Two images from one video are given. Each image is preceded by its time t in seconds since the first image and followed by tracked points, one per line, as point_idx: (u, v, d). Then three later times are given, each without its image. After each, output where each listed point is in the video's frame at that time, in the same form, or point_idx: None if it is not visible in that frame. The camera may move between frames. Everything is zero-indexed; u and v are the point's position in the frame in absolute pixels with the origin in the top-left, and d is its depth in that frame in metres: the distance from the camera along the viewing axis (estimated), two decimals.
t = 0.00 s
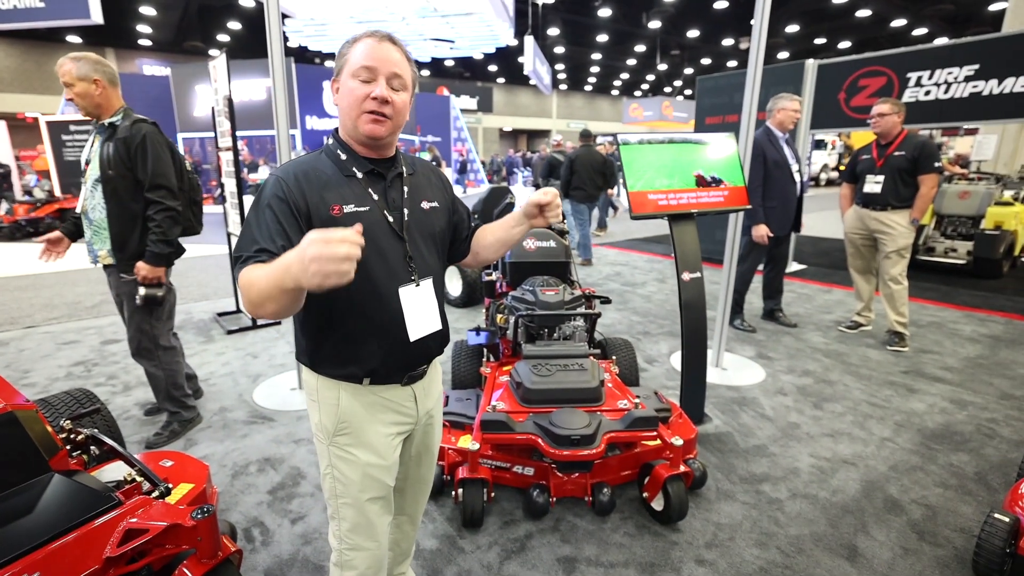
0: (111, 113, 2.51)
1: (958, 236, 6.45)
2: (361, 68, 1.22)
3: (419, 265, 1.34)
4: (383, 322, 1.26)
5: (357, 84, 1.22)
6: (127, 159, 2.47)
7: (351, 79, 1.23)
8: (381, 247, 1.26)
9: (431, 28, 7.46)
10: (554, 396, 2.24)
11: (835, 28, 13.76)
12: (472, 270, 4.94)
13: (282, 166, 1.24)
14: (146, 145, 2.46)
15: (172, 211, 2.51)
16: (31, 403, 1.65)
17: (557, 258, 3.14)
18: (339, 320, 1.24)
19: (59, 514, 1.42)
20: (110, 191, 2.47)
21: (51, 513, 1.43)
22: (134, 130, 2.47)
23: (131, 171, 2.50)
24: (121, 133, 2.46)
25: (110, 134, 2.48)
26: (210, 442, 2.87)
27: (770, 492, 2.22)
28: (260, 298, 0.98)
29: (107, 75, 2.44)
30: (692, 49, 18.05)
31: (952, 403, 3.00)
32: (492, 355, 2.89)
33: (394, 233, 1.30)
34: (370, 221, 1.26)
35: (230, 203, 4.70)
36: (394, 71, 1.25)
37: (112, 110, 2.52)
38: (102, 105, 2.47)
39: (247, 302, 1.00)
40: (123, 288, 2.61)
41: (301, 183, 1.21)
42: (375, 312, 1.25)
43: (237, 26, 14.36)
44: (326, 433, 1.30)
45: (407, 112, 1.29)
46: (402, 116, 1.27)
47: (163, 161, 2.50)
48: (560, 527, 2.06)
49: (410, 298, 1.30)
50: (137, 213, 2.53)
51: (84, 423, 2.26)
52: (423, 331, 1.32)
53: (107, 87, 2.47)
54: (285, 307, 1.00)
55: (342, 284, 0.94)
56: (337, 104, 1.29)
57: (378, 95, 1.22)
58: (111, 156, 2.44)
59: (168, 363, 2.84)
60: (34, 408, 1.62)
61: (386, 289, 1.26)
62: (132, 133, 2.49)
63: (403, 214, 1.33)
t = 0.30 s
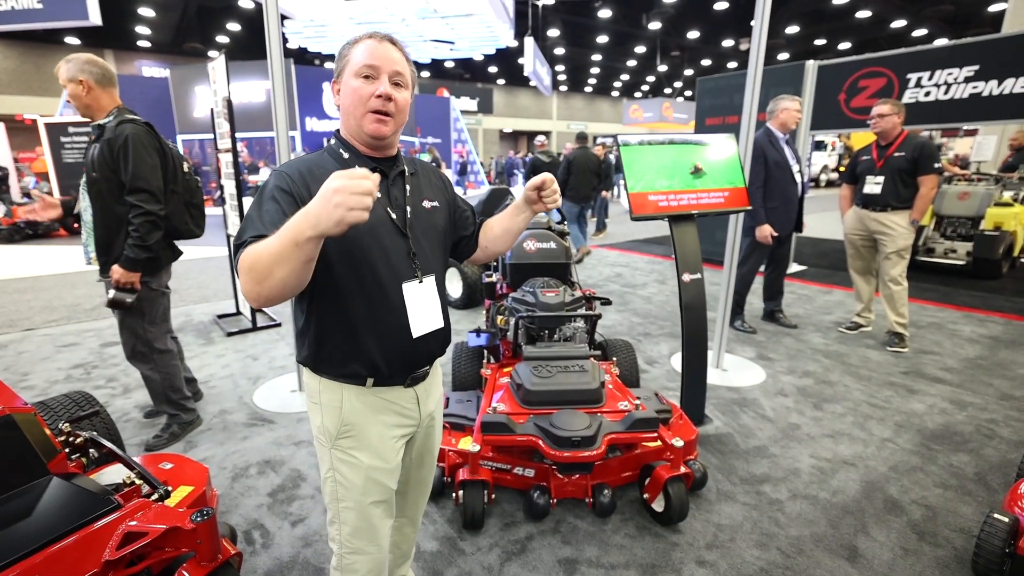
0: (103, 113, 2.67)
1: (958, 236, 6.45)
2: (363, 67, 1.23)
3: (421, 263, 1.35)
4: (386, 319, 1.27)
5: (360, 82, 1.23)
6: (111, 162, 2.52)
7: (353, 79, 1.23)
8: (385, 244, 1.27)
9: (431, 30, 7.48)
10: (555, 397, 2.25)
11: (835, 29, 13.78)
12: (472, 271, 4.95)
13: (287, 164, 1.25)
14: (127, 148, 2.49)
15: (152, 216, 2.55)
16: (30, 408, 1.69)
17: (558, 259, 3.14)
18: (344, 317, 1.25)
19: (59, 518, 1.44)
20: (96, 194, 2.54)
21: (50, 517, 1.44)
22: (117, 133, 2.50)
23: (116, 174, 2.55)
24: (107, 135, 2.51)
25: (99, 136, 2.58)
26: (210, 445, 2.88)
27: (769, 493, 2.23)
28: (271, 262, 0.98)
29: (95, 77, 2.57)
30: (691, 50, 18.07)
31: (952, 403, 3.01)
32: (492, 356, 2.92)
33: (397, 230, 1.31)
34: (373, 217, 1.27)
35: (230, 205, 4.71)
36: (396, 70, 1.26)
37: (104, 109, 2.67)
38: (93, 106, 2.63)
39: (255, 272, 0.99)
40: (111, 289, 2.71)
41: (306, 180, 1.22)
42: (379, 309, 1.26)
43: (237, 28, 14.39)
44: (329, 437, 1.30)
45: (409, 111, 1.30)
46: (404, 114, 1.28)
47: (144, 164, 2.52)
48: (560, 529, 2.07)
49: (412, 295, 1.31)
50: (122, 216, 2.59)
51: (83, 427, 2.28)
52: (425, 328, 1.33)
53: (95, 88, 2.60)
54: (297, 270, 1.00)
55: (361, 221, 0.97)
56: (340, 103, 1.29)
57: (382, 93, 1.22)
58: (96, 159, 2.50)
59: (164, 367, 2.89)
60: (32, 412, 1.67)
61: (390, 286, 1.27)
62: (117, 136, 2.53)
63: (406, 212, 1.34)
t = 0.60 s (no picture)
0: (98, 115, 2.67)
1: (952, 237, 6.50)
2: (369, 76, 1.21)
3: (420, 266, 1.35)
4: (387, 321, 1.27)
5: (365, 91, 1.22)
6: (96, 166, 2.54)
7: (359, 87, 1.22)
8: (385, 247, 1.26)
9: (428, 31, 7.48)
10: (553, 399, 2.25)
11: (830, 31, 13.87)
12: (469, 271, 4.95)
13: (287, 165, 1.25)
14: (110, 152, 2.48)
15: (132, 222, 2.52)
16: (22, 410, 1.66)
17: (556, 260, 3.14)
18: (347, 319, 1.24)
19: (52, 524, 1.43)
20: (82, 198, 2.58)
21: (44, 523, 1.43)
22: (101, 137, 2.51)
23: (101, 179, 2.55)
24: (93, 138, 2.53)
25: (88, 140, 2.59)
26: (206, 448, 2.87)
27: (768, 494, 2.23)
28: (294, 254, 0.97)
29: (89, 78, 2.58)
30: (688, 52, 18.13)
31: (948, 403, 3.01)
32: (490, 358, 2.86)
33: (397, 233, 1.30)
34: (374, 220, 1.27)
35: (227, 207, 4.69)
36: (402, 80, 1.25)
37: (100, 112, 2.68)
38: (89, 106, 2.64)
39: (276, 266, 0.98)
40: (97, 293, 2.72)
41: (309, 180, 1.22)
42: (380, 312, 1.26)
43: (234, 29, 14.37)
44: (327, 439, 1.30)
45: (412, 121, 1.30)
46: (407, 124, 1.29)
47: (124, 170, 2.49)
48: (558, 532, 2.07)
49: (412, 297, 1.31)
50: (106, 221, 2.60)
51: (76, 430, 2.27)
52: (425, 330, 1.33)
53: (90, 90, 2.61)
54: (320, 262, 1.00)
55: (390, 208, 1.01)
56: (343, 109, 1.28)
57: (387, 104, 1.22)
58: (82, 162, 2.53)
59: (158, 370, 2.87)
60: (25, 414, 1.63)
61: (390, 288, 1.27)
62: (102, 140, 2.53)
63: (405, 215, 1.34)
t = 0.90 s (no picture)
0: (97, 113, 2.68)
1: (951, 236, 6.50)
2: (343, 71, 1.23)
3: (419, 265, 1.36)
4: (388, 320, 1.27)
5: (343, 87, 1.23)
6: (92, 167, 2.54)
7: (336, 85, 1.23)
8: (387, 246, 1.26)
9: (427, 31, 7.48)
10: (551, 399, 2.25)
11: (828, 30, 13.88)
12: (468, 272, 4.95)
13: (287, 165, 1.24)
14: (107, 153, 2.48)
15: (130, 224, 2.52)
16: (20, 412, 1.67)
17: (554, 260, 3.15)
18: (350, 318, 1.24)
19: (52, 525, 1.44)
20: (79, 200, 2.58)
21: (42, 524, 1.44)
22: (97, 137, 2.51)
23: (98, 180, 2.55)
24: (91, 138, 2.53)
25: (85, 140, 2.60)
26: (205, 449, 2.87)
27: (766, 493, 2.23)
28: (313, 259, 0.97)
29: (89, 76, 2.59)
30: (687, 51, 18.15)
31: (947, 402, 3.01)
32: (489, 359, 2.85)
33: (397, 233, 1.30)
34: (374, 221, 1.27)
35: (225, 207, 4.69)
36: (376, 67, 1.26)
37: (98, 110, 2.68)
38: (88, 104, 2.65)
39: (293, 270, 0.98)
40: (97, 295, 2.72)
41: (311, 181, 1.21)
42: (382, 310, 1.26)
43: (233, 30, 14.37)
44: (327, 438, 1.30)
45: (396, 106, 1.30)
46: (391, 109, 1.28)
47: (121, 171, 2.50)
48: (557, 531, 2.07)
49: (412, 296, 1.31)
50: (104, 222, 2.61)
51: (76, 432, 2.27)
52: (426, 328, 1.34)
53: (90, 87, 2.62)
54: (338, 267, 1.00)
55: (411, 221, 1.02)
56: (328, 111, 1.29)
57: (366, 93, 1.23)
58: (80, 163, 2.53)
59: (157, 370, 2.87)
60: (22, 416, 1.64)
61: (392, 288, 1.27)
62: (99, 140, 2.53)
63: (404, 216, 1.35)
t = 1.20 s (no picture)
0: (98, 115, 2.68)
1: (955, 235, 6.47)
2: (331, 80, 1.25)
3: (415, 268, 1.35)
4: (383, 324, 1.26)
5: (331, 98, 1.25)
6: (93, 169, 2.53)
7: (325, 95, 1.26)
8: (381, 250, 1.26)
9: (428, 32, 7.47)
10: (552, 400, 2.24)
11: (830, 29, 13.86)
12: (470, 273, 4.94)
13: (275, 175, 1.25)
14: (110, 156, 2.48)
15: (135, 224, 2.53)
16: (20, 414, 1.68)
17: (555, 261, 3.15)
18: (344, 324, 1.24)
19: (55, 525, 1.44)
20: (80, 202, 2.57)
21: (44, 525, 1.44)
22: (98, 140, 2.51)
23: (99, 181, 2.55)
24: (92, 140, 2.52)
25: (85, 142, 2.59)
26: (206, 451, 2.87)
27: (770, 494, 2.21)
28: (323, 291, 1.01)
29: (93, 78, 2.60)
30: (688, 51, 18.11)
31: (952, 402, 2.99)
32: (490, 359, 2.85)
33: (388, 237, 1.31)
34: (366, 226, 1.28)
35: (227, 209, 4.69)
36: (366, 77, 1.26)
37: (100, 112, 2.69)
38: (89, 106, 2.64)
39: (302, 298, 1.02)
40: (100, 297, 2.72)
41: (297, 190, 1.22)
42: (376, 315, 1.25)
43: (235, 32, 14.39)
44: (326, 441, 1.29)
45: (386, 117, 1.30)
46: (381, 121, 1.29)
47: (124, 173, 2.50)
48: (559, 533, 2.06)
49: (407, 300, 1.29)
50: (105, 224, 2.60)
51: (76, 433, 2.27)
52: (423, 333, 1.32)
53: (93, 88, 2.62)
54: (343, 301, 1.03)
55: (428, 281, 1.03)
56: (319, 118, 1.32)
57: (353, 106, 1.24)
58: (81, 165, 2.52)
59: (158, 371, 2.87)
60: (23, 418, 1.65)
61: (386, 291, 1.26)
62: (100, 142, 2.52)
63: (397, 219, 1.35)
